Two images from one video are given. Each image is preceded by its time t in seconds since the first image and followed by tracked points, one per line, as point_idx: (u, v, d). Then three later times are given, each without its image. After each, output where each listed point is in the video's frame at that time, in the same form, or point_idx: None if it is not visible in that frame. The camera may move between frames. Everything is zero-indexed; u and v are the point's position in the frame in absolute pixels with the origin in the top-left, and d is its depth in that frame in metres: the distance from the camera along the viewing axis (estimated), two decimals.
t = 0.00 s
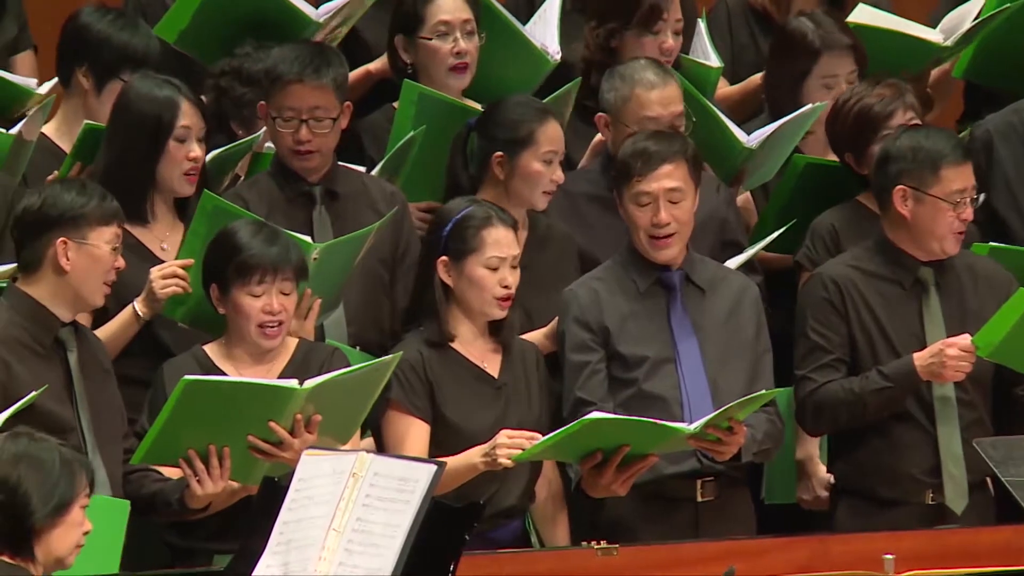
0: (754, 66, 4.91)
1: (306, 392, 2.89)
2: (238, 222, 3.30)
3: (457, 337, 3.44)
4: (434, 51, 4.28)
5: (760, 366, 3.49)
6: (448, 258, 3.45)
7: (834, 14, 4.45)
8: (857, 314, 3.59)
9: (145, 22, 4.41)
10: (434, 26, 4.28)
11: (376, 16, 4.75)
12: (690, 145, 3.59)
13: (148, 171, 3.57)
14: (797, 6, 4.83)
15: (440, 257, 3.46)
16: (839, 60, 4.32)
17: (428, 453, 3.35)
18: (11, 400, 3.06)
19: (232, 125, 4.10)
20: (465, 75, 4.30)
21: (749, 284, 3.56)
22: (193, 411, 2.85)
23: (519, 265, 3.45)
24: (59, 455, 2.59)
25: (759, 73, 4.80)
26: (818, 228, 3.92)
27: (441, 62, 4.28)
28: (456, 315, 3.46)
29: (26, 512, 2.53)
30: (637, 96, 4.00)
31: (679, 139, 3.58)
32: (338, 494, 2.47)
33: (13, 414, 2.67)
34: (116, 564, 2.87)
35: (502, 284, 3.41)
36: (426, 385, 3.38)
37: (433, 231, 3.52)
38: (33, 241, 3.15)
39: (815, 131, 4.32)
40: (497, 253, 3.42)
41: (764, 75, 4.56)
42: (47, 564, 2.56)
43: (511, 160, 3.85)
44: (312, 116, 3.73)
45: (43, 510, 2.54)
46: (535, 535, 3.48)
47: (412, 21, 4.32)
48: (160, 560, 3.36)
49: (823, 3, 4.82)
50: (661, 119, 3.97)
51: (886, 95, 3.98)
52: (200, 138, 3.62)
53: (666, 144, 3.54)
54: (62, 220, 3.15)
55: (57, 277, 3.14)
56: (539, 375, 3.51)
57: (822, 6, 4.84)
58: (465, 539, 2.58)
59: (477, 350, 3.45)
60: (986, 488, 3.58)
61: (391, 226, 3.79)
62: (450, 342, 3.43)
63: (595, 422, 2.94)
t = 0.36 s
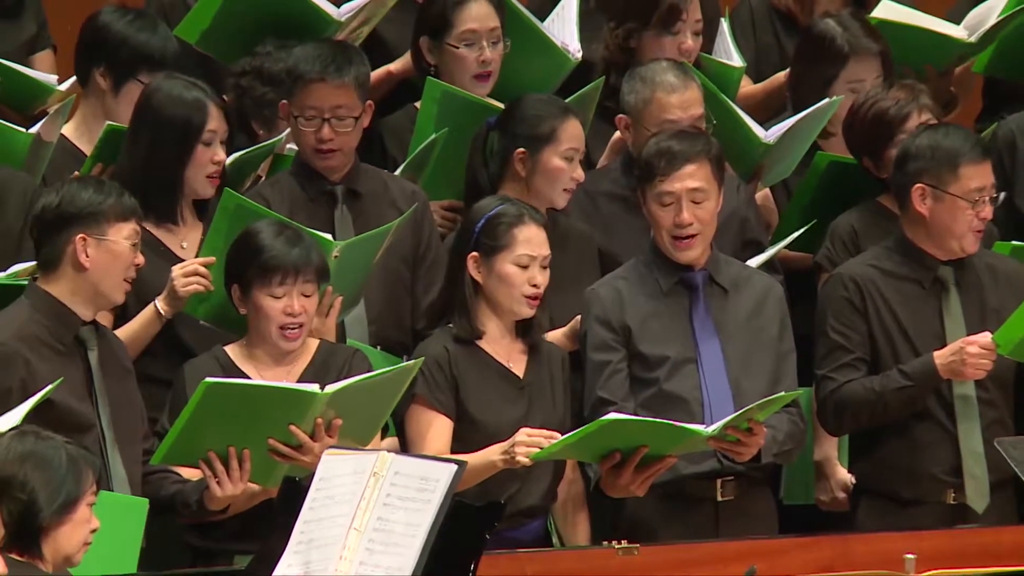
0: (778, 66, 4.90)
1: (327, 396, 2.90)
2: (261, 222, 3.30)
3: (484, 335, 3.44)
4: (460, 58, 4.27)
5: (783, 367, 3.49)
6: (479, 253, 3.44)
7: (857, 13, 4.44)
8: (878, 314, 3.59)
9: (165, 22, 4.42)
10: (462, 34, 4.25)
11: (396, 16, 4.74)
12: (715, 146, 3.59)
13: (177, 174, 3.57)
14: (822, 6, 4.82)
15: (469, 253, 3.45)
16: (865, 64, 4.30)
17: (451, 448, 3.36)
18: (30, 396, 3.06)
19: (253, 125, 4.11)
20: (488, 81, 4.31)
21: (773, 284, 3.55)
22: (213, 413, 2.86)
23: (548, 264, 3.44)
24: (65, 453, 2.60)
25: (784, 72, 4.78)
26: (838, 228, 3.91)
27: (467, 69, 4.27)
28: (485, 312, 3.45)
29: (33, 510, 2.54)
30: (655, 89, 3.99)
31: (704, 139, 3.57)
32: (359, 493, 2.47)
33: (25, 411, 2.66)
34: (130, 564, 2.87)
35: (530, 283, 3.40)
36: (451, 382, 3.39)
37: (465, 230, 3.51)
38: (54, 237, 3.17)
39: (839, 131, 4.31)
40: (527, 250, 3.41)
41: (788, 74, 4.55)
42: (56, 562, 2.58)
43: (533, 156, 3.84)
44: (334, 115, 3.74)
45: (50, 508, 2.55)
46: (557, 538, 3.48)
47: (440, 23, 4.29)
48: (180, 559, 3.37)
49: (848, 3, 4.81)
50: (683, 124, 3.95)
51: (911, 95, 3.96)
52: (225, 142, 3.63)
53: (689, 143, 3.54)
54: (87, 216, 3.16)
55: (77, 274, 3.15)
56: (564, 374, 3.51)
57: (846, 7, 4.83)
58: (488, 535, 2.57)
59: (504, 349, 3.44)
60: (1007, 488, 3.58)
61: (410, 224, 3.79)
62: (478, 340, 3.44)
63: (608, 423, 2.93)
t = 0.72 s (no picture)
0: (794, 64, 4.90)
1: (341, 391, 2.90)
2: (274, 221, 3.31)
3: (503, 333, 3.45)
4: (480, 67, 4.26)
5: (798, 364, 3.48)
6: (498, 251, 3.45)
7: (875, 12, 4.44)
8: (893, 312, 3.58)
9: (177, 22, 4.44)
10: (485, 43, 4.24)
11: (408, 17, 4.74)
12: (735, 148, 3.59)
13: (191, 175, 3.58)
14: (840, 6, 4.81)
15: (487, 252, 3.46)
16: (880, 63, 4.30)
17: (467, 445, 3.36)
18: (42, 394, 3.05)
19: (266, 122, 4.11)
20: (506, 90, 4.31)
21: (789, 282, 3.56)
22: (227, 411, 2.87)
23: (566, 262, 3.45)
24: (94, 456, 2.62)
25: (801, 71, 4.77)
26: (854, 228, 3.91)
27: (486, 77, 4.26)
28: (505, 313, 3.45)
29: (60, 511, 2.55)
30: (667, 84, 4.02)
31: (724, 141, 3.58)
32: (373, 493, 2.47)
33: (36, 413, 2.67)
34: (138, 565, 2.87)
35: (548, 279, 3.41)
36: (469, 379, 3.39)
37: (483, 228, 3.51)
38: (71, 235, 3.19)
39: (856, 131, 4.30)
40: (545, 246, 3.42)
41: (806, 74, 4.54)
42: (79, 563, 2.59)
43: (550, 155, 3.84)
44: (349, 115, 3.75)
45: (76, 510, 2.56)
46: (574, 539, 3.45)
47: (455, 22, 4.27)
48: (195, 558, 3.38)
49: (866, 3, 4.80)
50: (688, 93, 4.00)
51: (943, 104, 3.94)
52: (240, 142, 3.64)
53: (710, 145, 3.54)
54: (105, 216, 3.19)
55: (95, 275, 3.16)
56: (584, 372, 3.51)
57: (863, 6, 4.82)
58: (502, 535, 2.57)
59: (522, 347, 3.45)
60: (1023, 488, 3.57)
61: (425, 223, 3.79)
62: (497, 338, 3.44)
63: (625, 422, 2.94)
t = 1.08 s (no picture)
0: (814, 60, 4.89)
1: (364, 392, 2.90)
2: (296, 223, 3.31)
3: (530, 331, 3.45)
4: (495, 67, 4.25)
5: (819, 362, 3.48)
6: (523, 251, 3.43)
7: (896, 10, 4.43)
8: (915, 306, 3.57)
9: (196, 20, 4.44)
10: (501, 44, 4.23)
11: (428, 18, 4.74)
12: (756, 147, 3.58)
13: (213, 174, 3.59)
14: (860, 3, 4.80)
15: (513, 251, 3.45)
16: (899, 62, 4.28)
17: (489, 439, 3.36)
18: (59, 392, 3.06)
19: (285, 119, 4.12)
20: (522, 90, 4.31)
21: (809, 281, 3.55)
22: (247, 409, 2.87)
23: (592, 263, 3.43)
24: (128, 455, 2.63)
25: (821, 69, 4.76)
26: (878, 227, 3.90)
27: (502, 77, 4.26)
28: (529, 312, 3.46)
29: (93, 509, 2.57)
30: (682, 79, 4.01)
31: (745, 140, 3.57)
32: (392, 491, 2.47)
33: (50, 416, 2.69)
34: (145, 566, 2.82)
35: (573, 280, 3.39)
36: (493, 373, 3.39)
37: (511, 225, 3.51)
38: (94, 232, 3.20)
39: (876, 129, 4.30)
40: (571, 248, 3.40)
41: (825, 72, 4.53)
42: (113, 563, 2.60)
43: (572, 154, 3.83)
44: (372, 111, 3.75)
45: (110, 509, 2.57)
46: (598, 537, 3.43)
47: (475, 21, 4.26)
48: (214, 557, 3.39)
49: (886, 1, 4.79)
50: (702, 88, 3.99)
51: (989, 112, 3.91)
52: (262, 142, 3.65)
53: (731, 143, 3.54)
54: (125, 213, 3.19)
55: (117, 273, 3.17)
56: (609, 369, 3.50)
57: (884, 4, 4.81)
58: (520, 536, 2.55)
59: (549, 343, 3.45)
60: None
61: (444, 220, 3.78)
62: (524, 336, 3.44)
63: (649, 415, 2.93)
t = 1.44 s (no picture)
0: (837, 60, 4.89)
1: (387, 390, 2.93)
2: (321, 219, 3.32)
3: (555, 330, 3.45)
4: (518, 66, 4.26)
5: (842, 364, 3.47)
6: (544, 251, 3.45)
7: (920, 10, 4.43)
8: (942, 306, 3.57)
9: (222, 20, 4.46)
10: (523, 43, 4.24)
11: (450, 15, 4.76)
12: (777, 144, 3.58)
13: (241, 173, 3.60)
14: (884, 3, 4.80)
15: (532, 251, 3.47)
16: (920, 58, 4.27)
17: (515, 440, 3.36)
18: (80, 391, 3.09)
19: (310, 118, 4.14)
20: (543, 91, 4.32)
21: (832, 282, 3.54)
22: (272, 409, 2.88)
23: (612, 259, 3.44)
24: (157, 458, 2.65)
25: (844, 69, 4.75)
26: (903, 226, 3.90)
27: (524, 76, 4.27)
28: (552, 312, 3.46)
29: (121, 511, 2.59)
30: (702, 71, 4.02)
31: (764, 136, 3.57)
32: (417, 490, 2.47)
33: (73, 415, 2.72)
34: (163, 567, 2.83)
35: (594, 277, 3.40)
36: (518, 374, 3.39)
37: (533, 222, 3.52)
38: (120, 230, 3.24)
39: (900, 127, 4.32)
40: (590, 246, 3.41)
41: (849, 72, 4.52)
42: (140, 565, 2.62)
43: (593, 155, 3.83)
44: (415, 98, 3.81)
45: (138, 511, 2.60)
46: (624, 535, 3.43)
47: (499, 22, 4.26)
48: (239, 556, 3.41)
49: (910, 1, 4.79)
50: (724, 77, 4.00)
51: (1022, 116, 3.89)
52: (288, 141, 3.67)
53: (750, 138, 3.54)
54: (147, 209, 3.22)
55: (135, 267, 3.19)
56: (635, 367, 3.50)
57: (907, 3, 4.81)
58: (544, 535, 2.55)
59: (574, 343, 3.45)
60: None
61: (471, 220, 3.78)
62: (550, 335, 3.44)
63: (674, 413, 2.94)
